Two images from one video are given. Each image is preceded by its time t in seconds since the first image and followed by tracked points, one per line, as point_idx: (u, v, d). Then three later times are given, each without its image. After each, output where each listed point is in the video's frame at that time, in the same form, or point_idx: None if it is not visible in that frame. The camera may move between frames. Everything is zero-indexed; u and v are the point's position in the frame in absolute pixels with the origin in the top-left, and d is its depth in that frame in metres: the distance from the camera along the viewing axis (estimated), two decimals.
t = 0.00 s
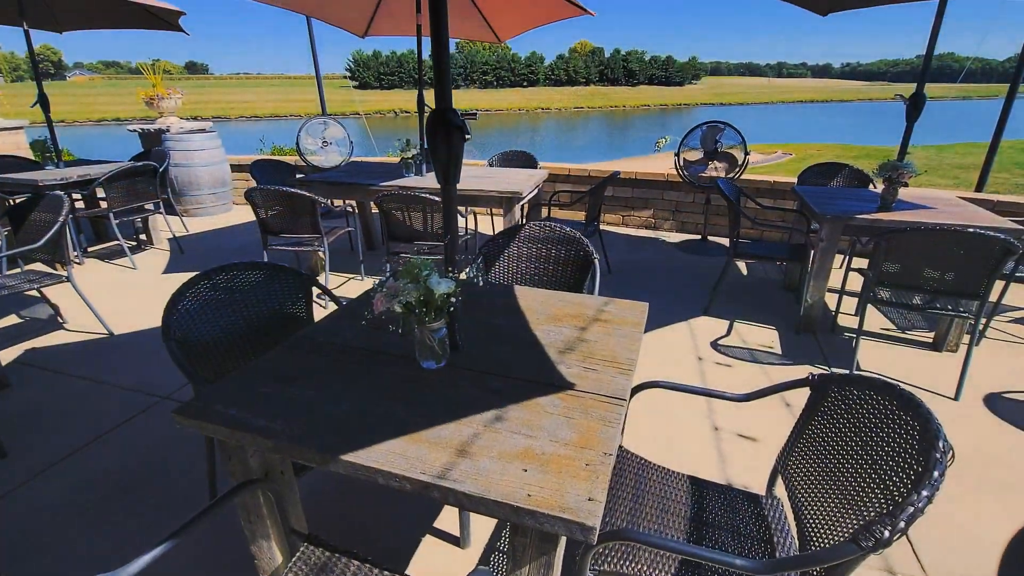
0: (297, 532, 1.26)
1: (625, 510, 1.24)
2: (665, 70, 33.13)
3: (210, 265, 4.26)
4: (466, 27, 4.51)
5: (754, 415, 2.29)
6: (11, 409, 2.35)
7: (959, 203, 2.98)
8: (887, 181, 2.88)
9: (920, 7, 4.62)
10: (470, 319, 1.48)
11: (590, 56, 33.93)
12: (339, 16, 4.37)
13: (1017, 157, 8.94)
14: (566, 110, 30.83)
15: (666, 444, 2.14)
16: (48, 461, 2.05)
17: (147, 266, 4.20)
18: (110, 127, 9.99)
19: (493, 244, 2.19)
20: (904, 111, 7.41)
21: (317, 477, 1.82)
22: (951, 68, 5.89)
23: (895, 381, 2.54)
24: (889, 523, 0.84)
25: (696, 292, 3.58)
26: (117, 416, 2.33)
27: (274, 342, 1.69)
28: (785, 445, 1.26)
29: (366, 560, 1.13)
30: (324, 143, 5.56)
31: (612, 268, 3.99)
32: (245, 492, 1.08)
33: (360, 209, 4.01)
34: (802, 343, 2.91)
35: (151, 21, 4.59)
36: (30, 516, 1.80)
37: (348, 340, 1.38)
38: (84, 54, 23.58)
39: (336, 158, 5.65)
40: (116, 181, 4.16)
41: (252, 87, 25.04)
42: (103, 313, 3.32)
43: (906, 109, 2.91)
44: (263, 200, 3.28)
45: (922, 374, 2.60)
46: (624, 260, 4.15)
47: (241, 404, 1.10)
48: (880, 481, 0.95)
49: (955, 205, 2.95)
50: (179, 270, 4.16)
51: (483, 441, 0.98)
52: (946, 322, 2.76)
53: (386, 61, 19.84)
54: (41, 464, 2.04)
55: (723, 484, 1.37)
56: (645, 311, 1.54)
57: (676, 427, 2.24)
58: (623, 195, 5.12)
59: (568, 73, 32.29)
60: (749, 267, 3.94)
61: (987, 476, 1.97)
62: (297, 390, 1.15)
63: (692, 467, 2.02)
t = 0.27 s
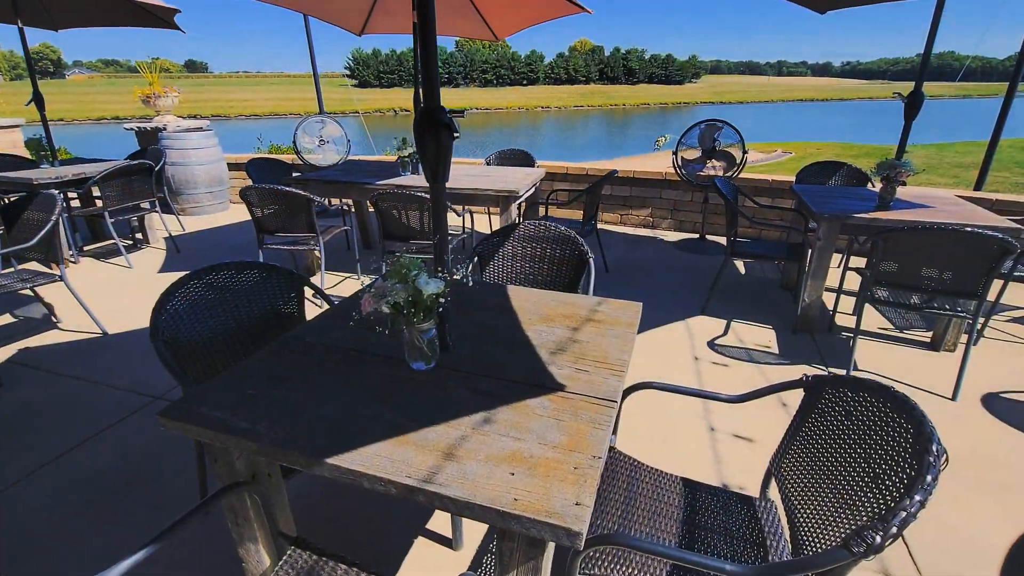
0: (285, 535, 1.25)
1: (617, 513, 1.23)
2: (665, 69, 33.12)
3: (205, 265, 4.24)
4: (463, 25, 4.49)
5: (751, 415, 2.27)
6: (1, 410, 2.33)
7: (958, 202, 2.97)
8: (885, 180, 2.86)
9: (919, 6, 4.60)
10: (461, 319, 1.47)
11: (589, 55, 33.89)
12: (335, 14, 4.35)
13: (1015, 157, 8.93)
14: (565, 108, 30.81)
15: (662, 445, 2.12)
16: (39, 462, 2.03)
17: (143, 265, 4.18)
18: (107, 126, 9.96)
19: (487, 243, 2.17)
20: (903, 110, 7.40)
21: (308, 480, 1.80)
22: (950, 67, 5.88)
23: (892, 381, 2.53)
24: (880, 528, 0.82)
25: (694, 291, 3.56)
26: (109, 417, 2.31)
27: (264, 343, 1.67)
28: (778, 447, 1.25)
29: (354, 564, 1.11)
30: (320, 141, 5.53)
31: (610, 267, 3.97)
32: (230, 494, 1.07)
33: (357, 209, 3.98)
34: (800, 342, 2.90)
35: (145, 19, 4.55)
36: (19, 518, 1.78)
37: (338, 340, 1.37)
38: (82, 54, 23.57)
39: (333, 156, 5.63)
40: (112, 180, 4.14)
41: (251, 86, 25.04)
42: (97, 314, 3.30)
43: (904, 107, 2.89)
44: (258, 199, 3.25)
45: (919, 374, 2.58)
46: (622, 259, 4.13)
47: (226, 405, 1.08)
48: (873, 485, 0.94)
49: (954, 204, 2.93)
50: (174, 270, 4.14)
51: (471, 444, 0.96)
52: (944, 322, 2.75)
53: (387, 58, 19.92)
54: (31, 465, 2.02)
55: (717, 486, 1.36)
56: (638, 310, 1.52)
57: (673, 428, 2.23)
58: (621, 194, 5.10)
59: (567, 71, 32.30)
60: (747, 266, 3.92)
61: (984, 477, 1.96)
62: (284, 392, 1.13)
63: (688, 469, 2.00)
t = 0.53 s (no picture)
0: (272, 540, 1.23)
1: (607, 519, 1.21)
2: (665, 69, 33.13)
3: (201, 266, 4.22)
4: (460, 25, 4.47)
5: (748, 417, 2.26)
6: None
7: (956, 202, 2.95)
8: (883, 181, 2.85)
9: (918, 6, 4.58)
10: (452, 322, 1.45)
11: (589, 55, 33.90)
12: (331, 14, 4.33)
13: (1015, 156, 8.92)
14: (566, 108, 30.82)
15: (657, 448, 2.11)
16: (28, 465, 2.01)
17: (138, 266, 4.17)
18: (106, 126, 9.96)
19: (481, 245, 2.16)
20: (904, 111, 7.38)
21: (299, 483, 1.78)
22: (948, 67, 5.86)
23: (889, 383, 2.51)
24: (870, 538, 0.81)
25: (691, 293, 3.54)
26: (100, 419, 2.29)
27: (254, 345, 1.66)
28: (771, 452, 1.24)
29: (341, 570, 1.10)
30: (318, 142, 5.51)
31: (607, 268, 3.95)
32: (214, 501, 1.05)
33: (353, 210, 3.96)
34: (797, 343, 2.88)
35: (141, 19, 4.53)
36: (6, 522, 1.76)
37: (326, 343, 1.35)
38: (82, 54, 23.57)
39: (331, 156, 5.62)
40: (107, 180, 4.13)
41: (251, 86, 25.03)
42: (91, 315, 3.28)
43: (901, 107, 2.88)
44: (253, 199, 3.23)
45: (916, 376, 2.57)
46: (620, 260, 4.12)
47: (211, 410, 1.07)
48: (864, 493, 0.93)
49: (952, 204, 2.92)
50: (170, 271, 4.12)
51: (457, 451, 0.95)
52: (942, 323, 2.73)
53: (385, 60, 19.71)
54: (20, 468, 2.00)
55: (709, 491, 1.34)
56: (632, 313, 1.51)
57: (668, 430, 2.21)
58: (619, 194, 5.08)
59: (568, 71, 32.32)
60: (745, 267, 3.90)
61: (982, 480, 1.94)
62: (269, 396, 1.11)
63: (683, 472, 1.99)
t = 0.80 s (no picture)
0: (248, 552, 1.22)
1: (588, 531, 1.20)
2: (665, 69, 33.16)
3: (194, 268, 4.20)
4: (454, 26, 4.45)
5: (739, 423, 2.24)
6: None
7: (951, 206, 2.93)
8: (876, 184, 2.83)
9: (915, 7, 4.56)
10: (434, 329, 1.44)
11: (589, 55, 33.93)
12: (325, 16, 4.31)
13: (1013, 157, 8.91)
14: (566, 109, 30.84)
15: (646, 454, 2.09)
16: (11, 471, 1.99)
17: (131, 269, 4.15)
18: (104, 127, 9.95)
19: (470, 249, 2.14)
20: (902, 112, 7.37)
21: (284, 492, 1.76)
22: (945, 68, 5.85)
23: (882, 388, 2.50)
24: (846, 557, 0.79)
25: (686, 296, 3.52)
26: (86, 425, 2.27)
27: (238, 351, 1.64)
28: (755, 463, 1.22)
29: None
30: (313, 144, 5.49)
31: (602, 271, 3.93)
32: (187, 514, 1.04)
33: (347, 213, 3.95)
34: (790, 348, 2.87)
35: (133, 21, 4.51)
36: None
37: (306, 352, 1.33)
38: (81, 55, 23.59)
39: (326, 158, 5.59)
40: (100, 183, 4.11)
41: (250, 87, 25.04)
42: (81, 318, 3.26)
43: (895, 109, 2.85)
44: (245, 202, 3.21)
45: (909, 380, 2.55)
46: (614, 263, 4.10)
47: (183, 422, 1.05)
48: (844, 508, 0.91)
49: (947, 207, 2.90)
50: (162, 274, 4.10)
51: (430, 464, 0.93)
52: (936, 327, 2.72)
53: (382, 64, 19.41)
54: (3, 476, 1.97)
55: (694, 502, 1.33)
56: (618, 321, 1.49)
57: (659, 436, 2.20)
58: (615, 197, 5.06)
59: (567, 72, 32.35)
60: (740, 270, 3.88)
61: (974, 484, 1.92)
62: (244, 408, 1.09)
63: (673, 479, 1.97)
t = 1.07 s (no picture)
0: (218, 567, 1.20)
1: (561, 546, 1.18)
2: (664, 70, 33.21)
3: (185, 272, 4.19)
4: (447, 28, 4.43)
5: (726, 430, 2.22)
6: None
7: (943, 209, 2.91)
8: (867, 187, 2.81)
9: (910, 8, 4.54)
10: (410, 338, 1.42)
11: (589, 55, 33.95)
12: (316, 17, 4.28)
13: (1011, 158, 8.92)
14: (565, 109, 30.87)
15: (632, 462, 2.08)
16: None
17: (122, 273, 4.13)
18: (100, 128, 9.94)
19: (455, 254, 2.12)
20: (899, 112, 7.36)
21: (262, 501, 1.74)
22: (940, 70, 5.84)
23: (871, 394, 2.47)
24: None
25: (677, 299, 3.50)
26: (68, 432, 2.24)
27: (215, 358, 1.62)
28: (732, 475, 1.20)
29: None
30: (306, 146, 5.46)
31: (594, 274, 3.91)
32: (148, 531, 1.02)
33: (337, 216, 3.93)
34: (780, 352, 2.85)
35: (124, 23, 4.49)
36: None
37: (277, 363, 1.31)
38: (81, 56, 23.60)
39: (320, 160, 5.57)
40: (90, 186, 4.09)
41: (249, 88, 25.05)
42: (69, 323, 3.24)
43: (886, 111, 2.83)
44: (233, 205, 3.19)
45: (899, 385, 2.53)
46: (607, 265, 4.09)
47: (144, 437, 1.03)
48: (812, 527, 0.89)
49: (938, 211, 2.87)
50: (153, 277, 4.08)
51: (392, 481, 0.91)
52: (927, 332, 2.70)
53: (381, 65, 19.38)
54: None
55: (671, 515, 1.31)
56: (596, 330, 1.47)
57: (645, 443, 2.18)
58: (609, 199, 5.04)
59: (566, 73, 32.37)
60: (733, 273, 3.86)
61: (962, 492, 1.90)
62: (208, 421, 1.07)
63: (658, 488, 1.95)
